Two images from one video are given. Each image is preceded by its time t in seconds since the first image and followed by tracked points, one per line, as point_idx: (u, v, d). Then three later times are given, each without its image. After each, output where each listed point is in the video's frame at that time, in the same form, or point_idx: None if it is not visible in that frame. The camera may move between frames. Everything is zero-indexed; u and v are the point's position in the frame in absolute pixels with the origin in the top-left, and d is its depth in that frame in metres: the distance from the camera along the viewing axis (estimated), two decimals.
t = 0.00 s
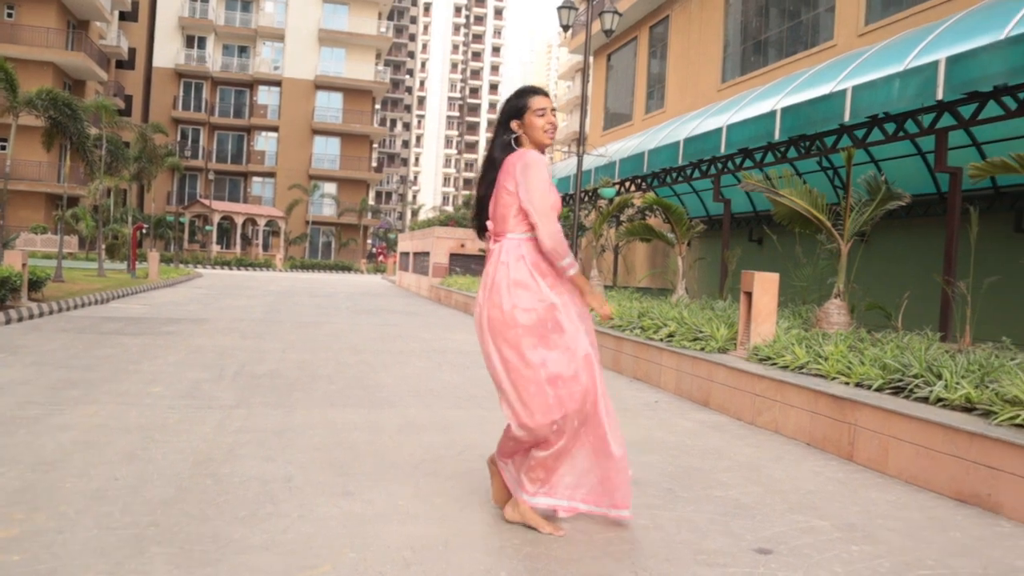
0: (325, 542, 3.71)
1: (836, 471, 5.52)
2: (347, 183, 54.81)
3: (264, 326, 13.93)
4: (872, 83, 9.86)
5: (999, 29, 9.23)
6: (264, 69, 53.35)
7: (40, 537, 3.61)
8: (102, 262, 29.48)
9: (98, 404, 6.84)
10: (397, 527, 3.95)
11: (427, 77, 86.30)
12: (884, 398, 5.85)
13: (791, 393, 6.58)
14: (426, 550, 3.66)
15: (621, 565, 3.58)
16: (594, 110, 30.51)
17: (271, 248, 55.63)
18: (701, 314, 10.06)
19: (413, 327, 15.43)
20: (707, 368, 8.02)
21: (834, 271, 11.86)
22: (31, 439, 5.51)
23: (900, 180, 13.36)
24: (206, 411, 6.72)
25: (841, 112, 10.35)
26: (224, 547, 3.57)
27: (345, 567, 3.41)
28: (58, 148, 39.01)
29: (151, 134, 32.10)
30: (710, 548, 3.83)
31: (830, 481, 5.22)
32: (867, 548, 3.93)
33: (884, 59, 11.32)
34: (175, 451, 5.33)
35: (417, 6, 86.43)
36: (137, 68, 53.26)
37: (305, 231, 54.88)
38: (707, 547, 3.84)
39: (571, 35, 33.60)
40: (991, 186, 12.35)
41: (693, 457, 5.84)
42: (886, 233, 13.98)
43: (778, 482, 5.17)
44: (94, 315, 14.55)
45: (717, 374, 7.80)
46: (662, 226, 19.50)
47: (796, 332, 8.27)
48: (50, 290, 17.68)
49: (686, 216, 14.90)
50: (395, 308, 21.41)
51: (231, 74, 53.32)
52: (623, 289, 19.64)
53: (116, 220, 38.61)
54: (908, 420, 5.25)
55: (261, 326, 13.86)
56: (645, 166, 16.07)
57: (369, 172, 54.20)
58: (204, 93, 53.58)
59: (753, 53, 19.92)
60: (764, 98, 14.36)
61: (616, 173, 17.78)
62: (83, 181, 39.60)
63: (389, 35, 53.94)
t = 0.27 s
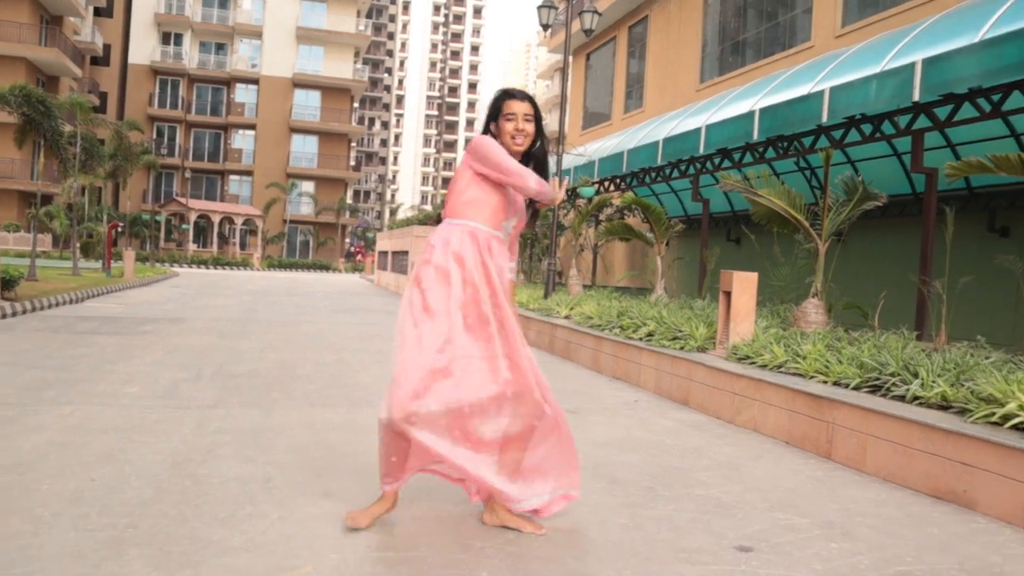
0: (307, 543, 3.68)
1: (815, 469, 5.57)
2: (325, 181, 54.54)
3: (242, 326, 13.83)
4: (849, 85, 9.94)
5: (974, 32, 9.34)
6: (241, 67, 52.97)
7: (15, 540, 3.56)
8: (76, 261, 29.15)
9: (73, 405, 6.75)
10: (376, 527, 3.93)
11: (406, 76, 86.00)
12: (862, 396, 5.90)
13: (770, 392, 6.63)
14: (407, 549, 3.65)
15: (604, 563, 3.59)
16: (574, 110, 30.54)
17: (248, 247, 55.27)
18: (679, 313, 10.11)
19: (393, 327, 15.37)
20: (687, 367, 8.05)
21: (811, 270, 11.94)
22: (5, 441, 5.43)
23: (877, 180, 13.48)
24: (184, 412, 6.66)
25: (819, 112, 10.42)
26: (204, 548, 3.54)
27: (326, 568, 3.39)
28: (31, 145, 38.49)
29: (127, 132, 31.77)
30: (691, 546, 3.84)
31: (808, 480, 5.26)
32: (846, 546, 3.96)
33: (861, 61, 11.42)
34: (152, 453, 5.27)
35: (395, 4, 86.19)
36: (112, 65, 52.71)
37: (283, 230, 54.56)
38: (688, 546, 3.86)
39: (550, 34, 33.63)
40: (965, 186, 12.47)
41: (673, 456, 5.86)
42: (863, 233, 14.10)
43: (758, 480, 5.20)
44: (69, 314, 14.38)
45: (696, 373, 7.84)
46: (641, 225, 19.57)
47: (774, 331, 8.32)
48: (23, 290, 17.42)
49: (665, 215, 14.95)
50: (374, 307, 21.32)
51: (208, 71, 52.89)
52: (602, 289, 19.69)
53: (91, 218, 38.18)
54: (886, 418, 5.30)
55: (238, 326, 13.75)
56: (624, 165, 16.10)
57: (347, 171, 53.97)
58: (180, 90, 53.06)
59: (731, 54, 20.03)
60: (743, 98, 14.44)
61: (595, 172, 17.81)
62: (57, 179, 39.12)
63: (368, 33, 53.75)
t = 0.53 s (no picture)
0: (295, 543, 3.67)
1: (802, 465, 5.61)
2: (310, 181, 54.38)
3: (227, 326, 13.77)
4: (833, 84, 10.00)
5: (955, 32, 9.41)
6: (225, 66, 52.71)
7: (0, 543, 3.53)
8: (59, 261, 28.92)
9: (57, 407, 6.69)
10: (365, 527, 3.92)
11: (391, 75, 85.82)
12: (848, 393, 5.94)
13: (757, 389, 6.66)
14: (396, 549, 3.65)
15: (595, 561, 3.60)
16: (559, 109, 30.57)
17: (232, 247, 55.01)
18: (666, 312, 10.15)
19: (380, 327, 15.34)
20: (674, 365, 8.08)
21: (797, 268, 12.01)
22: None
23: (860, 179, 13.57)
24: (170, 412, 6.63)
25: (803, 112, 10.47)
26: (192, 549, 3.53)
27: (316, 568, 3.38)
28: (12, 145, 38.11)
29: (109, 131, 31.53)
30: (680, 544, 3.86)
31: (795, 476, 5.29)
32: (834, 542, 3.99)
33: (844, 60, 11.49)
34: (139, 454, 5.24)
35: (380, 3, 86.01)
36: (94, 64, 52.33)
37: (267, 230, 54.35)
38: (678, 543, 3.88)
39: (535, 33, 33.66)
40: (947, 185, 12.55)
41: (661, 454, 5.89)
42: (847, 231, 14.19)
43: (746, 477, 5.23)
44: (52, 316, 14.26)
45: (683, 371, 7.88)
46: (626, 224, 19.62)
47: (761, 329, 8.37)
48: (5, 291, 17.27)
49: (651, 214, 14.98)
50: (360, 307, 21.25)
51: (191, 71, 52.58)
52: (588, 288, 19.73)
53: (73, 219, 37.85)
54: (872, 415, 5.34)
55: (224, 326, 13.69)
56: (610, 164, 16.13)
57: (332, 171, 53.82)
58: (163, 90, 52.74)
59: (715, 53, 20.11)
60: (727, 97, 14.50)
61: (581, 171, 17.82)
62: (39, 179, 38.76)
63: (352, 33, 53.61)
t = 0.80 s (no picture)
0: (310, 543, 3.69)
1: (815, 464, 5.60)
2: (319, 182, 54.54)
3: (239, 328, 13.83)
4: (842, 81, 9.96)
5: (964, 27, 9.36)
6: (233, 68, 52.91)
7: (17, 545, 3.55)
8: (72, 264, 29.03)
9: (71, 410, 6.75)
10: (379, 528, 3.93)
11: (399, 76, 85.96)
12: (860, 391, 5.92)
13: (769, 388, 6.65)
14: (410, 549, 3.66)
15: (608, 561, 3.60)
16: (568, 109, 30.56)
17: (243, 249, 55.24)
18: (677, 310, 10.15)
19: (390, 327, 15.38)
20: (685, 363, 8.07)
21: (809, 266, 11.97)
22: (6, 446, 5.43)
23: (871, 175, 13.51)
24: (184, 415, 6.66)
25: (812, 109, 10.44)
26: (207, 551, 3.55)
27: (329, 568, 3.39)
28: (24, 148, 38.33)
29: (119, 134, 31.66)
30: (694, 543, 3.86)
31: (809, 474, 5.28)
32: (848, 540, 3.98)
33: (853, 57, 11.44)
34: (154, 455, 5.28)
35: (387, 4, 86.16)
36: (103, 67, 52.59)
37: (278, 231, 54.54)
38: (691, 542, 3.87)
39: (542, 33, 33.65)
40: (958, 181, 12.49)
41: (674, 453, 5.88)
42: (858, 228, 14.14)
43: (759, 476, 5.23)
44: (65, 318, 14.35)
45: (695, 370, 7.87)
46: (637, 223, 19.61)
47: (772, 327, 8.36)
48: (19, 294, 17.40)
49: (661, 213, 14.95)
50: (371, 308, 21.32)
51: (200, 73, 52.80)
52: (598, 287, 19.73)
53: (85, 221, 38.04)
54: (885, 413, 5.33)
55: (236, 328, 13.74)
56: (619, 164, 16.12)
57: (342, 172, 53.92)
58: (172, 92, 52.96)
59: (723, 51, 20.07)
60: (736, 96, 14.46)
61: (591, 170, 17.80)
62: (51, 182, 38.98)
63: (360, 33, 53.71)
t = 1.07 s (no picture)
0: (352, 543, 3.73)
1: (857, 465, 5.53)
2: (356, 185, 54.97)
3: (279, 329, 14.00)
4: (884, 77, 9.81)
5: (1008, 21, 9.17)
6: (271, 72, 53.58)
7: (69, 542, 3.65)
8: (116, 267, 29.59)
9: (118, 409, 6.89)
10: (420, 528, 3.96)
11: (434, 77, 86.42)
12: (904, 392, 5.83)
13: (810, 388, 6.58)
14: (450, 549, 3.68)
15: (649, 563, 3.59)
16: (603, 109, 30.49)
17: (282, 250, 55.90)
18: (716, 310, 10.07)
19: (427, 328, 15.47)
20: (724, 364, 8.02)
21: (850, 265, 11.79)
22: (55, 445, 5.57)
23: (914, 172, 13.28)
24: (227, 415, 6.78)
25: (852, 106, 10.29)
26: (251, 550, 3.60)
27: (371, 567, 3.43)
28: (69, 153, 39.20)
29: (161, 139, 32.21)
30: (735, 544, 3.84)
31: (852, 476, 5.22)
32: (892, 543, 3.93)
33: (894, 52, 11.26)
34: (199, 454, 5.38)
35: (422, 6, 86.61)
36: (145, 73, 53.56)
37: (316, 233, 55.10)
38: (732, 544, 3.85)
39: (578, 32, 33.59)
40: (1003, 177, 12.23)
41: (714, 454, 5.85)
42: (901, 226, 13.91)
43: (801, 477, 5.18)
44: (111, 320, 14.65)
45: (734, 370, 7.81)
46: (674, 222, 19.50)
47: (813, 327, 8.26)
48: (65, 296, 17.82)
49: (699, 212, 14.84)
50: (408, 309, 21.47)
51: (239, 78, 53.55)
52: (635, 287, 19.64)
53: (129, 225, 38.75)
54: (929, 414, 5.24)
55: (276, 329, 13.91)
56: (656, 163, 16.03)
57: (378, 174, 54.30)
58: (212, 97, 53.80)
59: (760, 48, 19.86)
60: (774, 93, 14.31)
61: (627, 170, 17.74)
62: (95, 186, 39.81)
63: (396, 36, 54.05)
